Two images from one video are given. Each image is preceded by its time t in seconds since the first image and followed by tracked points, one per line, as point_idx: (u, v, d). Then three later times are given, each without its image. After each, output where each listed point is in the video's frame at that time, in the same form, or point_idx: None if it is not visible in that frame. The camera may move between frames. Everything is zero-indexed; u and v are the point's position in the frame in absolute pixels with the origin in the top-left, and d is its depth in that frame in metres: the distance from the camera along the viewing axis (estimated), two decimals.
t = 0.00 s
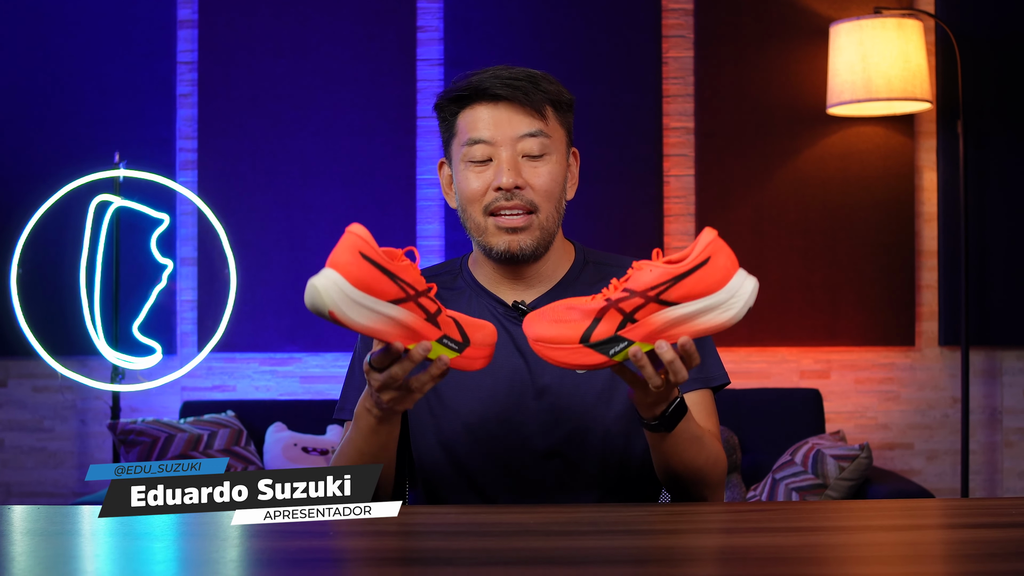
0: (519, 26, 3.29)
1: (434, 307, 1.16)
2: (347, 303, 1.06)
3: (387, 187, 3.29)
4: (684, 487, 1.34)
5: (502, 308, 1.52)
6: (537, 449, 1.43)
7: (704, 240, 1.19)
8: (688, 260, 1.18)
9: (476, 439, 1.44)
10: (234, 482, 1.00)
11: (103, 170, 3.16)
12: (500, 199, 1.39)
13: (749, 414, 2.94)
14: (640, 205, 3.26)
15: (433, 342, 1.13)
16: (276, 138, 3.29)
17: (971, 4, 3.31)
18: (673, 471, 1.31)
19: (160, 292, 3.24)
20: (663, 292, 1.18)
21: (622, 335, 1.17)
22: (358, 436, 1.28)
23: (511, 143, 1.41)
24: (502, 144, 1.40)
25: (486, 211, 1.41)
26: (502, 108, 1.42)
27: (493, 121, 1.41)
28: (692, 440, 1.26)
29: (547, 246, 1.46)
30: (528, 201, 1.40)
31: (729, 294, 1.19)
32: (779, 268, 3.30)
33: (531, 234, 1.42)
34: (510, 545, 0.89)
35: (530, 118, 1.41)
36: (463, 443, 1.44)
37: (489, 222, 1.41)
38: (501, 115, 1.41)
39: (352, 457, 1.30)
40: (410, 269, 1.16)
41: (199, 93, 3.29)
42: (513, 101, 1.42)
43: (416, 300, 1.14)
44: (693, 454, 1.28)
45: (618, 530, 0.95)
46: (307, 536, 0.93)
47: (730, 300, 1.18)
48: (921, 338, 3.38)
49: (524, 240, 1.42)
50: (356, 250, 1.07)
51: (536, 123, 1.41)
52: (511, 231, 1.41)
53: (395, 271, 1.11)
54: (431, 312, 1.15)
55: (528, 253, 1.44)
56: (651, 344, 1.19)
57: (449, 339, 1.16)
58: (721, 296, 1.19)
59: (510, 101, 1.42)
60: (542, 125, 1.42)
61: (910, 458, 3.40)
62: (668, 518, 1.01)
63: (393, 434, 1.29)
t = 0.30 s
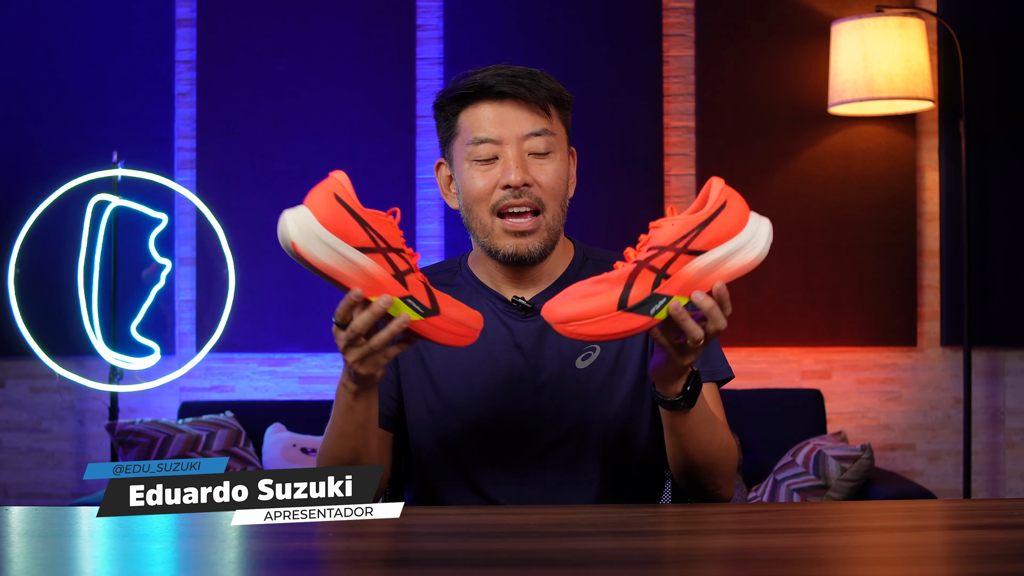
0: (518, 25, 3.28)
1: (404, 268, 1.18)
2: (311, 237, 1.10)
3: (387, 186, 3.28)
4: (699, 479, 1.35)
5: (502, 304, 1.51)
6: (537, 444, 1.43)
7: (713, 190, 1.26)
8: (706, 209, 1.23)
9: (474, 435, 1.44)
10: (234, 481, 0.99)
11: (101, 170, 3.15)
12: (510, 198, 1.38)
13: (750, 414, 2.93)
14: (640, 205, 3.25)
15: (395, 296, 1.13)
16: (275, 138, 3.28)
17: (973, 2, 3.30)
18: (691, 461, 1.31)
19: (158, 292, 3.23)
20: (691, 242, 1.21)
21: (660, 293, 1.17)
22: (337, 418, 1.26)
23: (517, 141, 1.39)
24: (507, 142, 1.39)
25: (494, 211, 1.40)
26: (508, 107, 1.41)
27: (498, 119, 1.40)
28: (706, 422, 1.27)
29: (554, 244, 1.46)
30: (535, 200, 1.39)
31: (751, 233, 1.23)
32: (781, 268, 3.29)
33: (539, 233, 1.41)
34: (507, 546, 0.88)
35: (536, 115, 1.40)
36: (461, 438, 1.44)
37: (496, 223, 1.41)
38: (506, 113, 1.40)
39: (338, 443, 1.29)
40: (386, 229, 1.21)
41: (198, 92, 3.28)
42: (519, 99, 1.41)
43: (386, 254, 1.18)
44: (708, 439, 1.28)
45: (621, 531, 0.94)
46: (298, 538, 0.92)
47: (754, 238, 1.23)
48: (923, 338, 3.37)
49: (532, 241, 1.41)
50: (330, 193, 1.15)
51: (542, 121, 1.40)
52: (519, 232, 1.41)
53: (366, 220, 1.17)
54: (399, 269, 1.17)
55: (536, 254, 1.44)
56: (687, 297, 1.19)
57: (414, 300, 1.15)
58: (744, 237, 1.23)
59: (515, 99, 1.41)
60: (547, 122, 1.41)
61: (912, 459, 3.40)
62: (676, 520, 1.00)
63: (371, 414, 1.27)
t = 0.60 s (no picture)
0: (518, 24, 3.27)
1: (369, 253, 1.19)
2: (270, 224, 1.13)
3: (387, 186, 3.27)
4: (699, 481, 1.35)
5: (503, 301, 1.51)
6: (537, 443, 1.42)
7: (723, 175, 1.26)
8: (712, 192, 1.24)
9: (474, 433, 1.44)
10: (233, 481, 0.98)
11: (99, 169, 3.15)
12: (493, 201, 1.37)
13: (752, 415, 2.92)
14: (640, 204, 3.23)
15: (357, 281, 1.14)
16: (274, 137, 3.27)
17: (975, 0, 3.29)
18: (691, 459, 1.31)
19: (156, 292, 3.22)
20: (696, 224, 1.21)
21: (663, 273, 1.18)
22: (325, 415, 1.26)
23: (502, 144, 1.39)
24: (493, 145, 1.39)
25: (479, 213, 1.39)
26: (495, 109, 1.40)
27: (483, 121, 1.39)
28: (709, 419, 1.28)
29: (541, 246, 1.45)
30: (518, 203, 1.38)
31: (759, 215, 1.22)
32: (782, 268, 3.28)
33: (524, 234, 1.40)
34: (507, 549, 0.87)
35: (522, 118, 1.39)
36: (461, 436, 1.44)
37: (482, 224, 1.40)
38: (492, 115, 1.40)
39: (327, 443, 1.29)
40: (352, 215, 1.23)
41: (196, 91, 3.27)
42: (505, 101, 1.40)
43: (348, 241, 1.19)
44: (711, 438, 1.29)
45: (622, 533, 0.93)
46: (296, 539, 0.91)
47: (762, 220, 1.21)
48: (925, 338, 3.36)
49: (517, 242, 1.41)
50: (292, 182, 1.18)
51: (528, 124, 1.39)
52: (503, 233, 1.40)
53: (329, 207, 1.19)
54: (361, 255, 1.18)
55: (522, 253, 1.43)
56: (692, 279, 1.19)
57: (375, 285, 1.15)
58: (752, 219, 1.22)
59: (502, 101, 1.40)
60: (533, 125, 1.40)
61: (914, 460, 3.39)
62: (677, 522, 0.98)
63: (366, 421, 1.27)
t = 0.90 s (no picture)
0: (518, 23, 3.26)
1: (389, 296, 1.16)
2: (280, 296, 1.12)
3: (387, 185, 3.26)
4: (676, 488, 1.40)
5: (506, 301, 1.56)
6: (540, 445, 1.47)
7: (735, 233, 1.22)
8: (717, 252, 1.20)
9: (477, 434, 1.48)
10: (233, 482, 0.98)
11: (97, 168, 3.14)
12: (477, 200, 1.40)
13: (753, 415, 2.91)
14: (640, 204, 3.22)
15: (382, 333, 1.15)
16: (274, 137, 3.26)
17: None
18: (661, 465, 1.34)
19: (154, 292, 3.21)
20: (687, 280, 1.19)
21: (639, 319, 1.18)
22: (352, 430, 1.32)
23: (488, 144, 1.42)
24: (479, 144, 1.42)
25: (466, 211, 1.43)
26: (481, 109, 1.43)
27: (469, 122, 1.43)
28: (686, 435, 1.31)
29: (533, 243, 1.46)
30: (503, 200, 1.40)
31: (752, 291, 1.22)
32: (783, 267, 3.27)
33: (511, 231, 1.42)
34: (506, 549, 0.86)
35: (506, 117, 1.42)
36: (465, 436, 1.48)
37: (471, 222, 1.43)
38: (478, 115, 1.43)
39: (352, 454, 1.35)
40: (366, 258, 1.18)
41: (195, 91, 3.26)
42: (491, 101, 1.42)
43: (364, 289, 1.15)
44: (684, 452, 1.33)
45: (613, 534, 0.92)
46: (302, 540, 0.90)
47: (755, 294, 1.21)
48: (927, 338, 3.35)
49: (503, 239, 1.42)
50: (292, 244, 1.12)
51: (512, 123, 1.42)
52: (489, 231, 1.42)
53: (336, 262, 1.13)
54: (382, 303, 1.16)
55: (511, 251, 1.44)
56: (666, 329, 1.21)
57: (403, 331, 1.16)
58: (745, 290, 1.21)
59: (488, 101, 1.43)
60: (518, 123, 1.42)
61: (916, 461, 3.38)
62: (663, 523, 0.97)
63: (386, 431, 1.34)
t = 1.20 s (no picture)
0: (518, 22, 3.25)
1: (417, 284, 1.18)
2: (312, 267, 1.10)
3: (387, 184, 3.25)
4: (679, 488, 1.39)
5: (508, 301, 1.56)
6: (542, 445, 1.46)
7: (707, 192, 1.25)
8: (697, 213, 1.23)
9: (479, 433, 1.48)
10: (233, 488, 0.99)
11: (95, 168, 3.13)
12: (479, 196, 1.40)
13: (754, 415, 2.90)
14: (641, 203, 3.21)
15: (407, 318, 1.16)
16: (273, 136, 3.25)
17: None
18: (663, 463, 1.33)
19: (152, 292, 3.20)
20: (675, 247, 1.21)
21: (636, 295, 1.20)
22: (359, 426, 1.32)
23: (491, 140, 1.42)
24: (482, 140, 1.42)
25: (468, 208, 1.43)
26: (485, 105, 1.43)
27: (473, 118, 1.43)
28: (688, 435, 1.30)
29: (534, 242, 1.46)
30: (504, 197, 1.40)
31: (736, 244, 1.25)
32: (784, 267, 3.26)
33: (512, 230, 1.43)
34: (506, 551, 0.85)
35: (511, 114, 1.42)
36: (466, 436, 1.48)
37: (472, 219, 1.44)
38: (483, 110, 1.43)
39: (358, 452, 1.35)
40: (398, 243, 1.19)
41: (193, 90, 3.25)
42: (496, 97, 1.43)
43: (393, 273, 1.16)
44: (685, 449, 1.31)
45: (615, 535, 0.91)
46: (303, 541, 0.89)
47: (739, 249, 1.24)
48: (929, 338, 3.34)
49: (504, 237, 1.43)
50: (330, 217, 1.10)
51: (516, 120, 1.42)
52: (490, 229, 1.43)
53: (371, 241, 1.13)
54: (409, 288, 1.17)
55: (512, 250, 1.45)
56: (664, 301, 1.22)
57: (426, 318, 1.18)
58: (730, 246, 1.24)
59: (493, 97, 1.43)
60: (523, 120, 1.42)
61: (918, 462, 3.37)
62: (663, 524, 0.96)
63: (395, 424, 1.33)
